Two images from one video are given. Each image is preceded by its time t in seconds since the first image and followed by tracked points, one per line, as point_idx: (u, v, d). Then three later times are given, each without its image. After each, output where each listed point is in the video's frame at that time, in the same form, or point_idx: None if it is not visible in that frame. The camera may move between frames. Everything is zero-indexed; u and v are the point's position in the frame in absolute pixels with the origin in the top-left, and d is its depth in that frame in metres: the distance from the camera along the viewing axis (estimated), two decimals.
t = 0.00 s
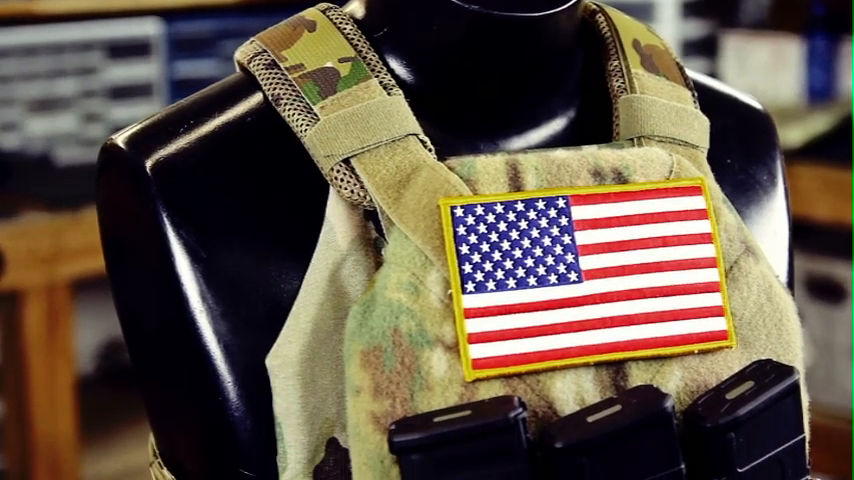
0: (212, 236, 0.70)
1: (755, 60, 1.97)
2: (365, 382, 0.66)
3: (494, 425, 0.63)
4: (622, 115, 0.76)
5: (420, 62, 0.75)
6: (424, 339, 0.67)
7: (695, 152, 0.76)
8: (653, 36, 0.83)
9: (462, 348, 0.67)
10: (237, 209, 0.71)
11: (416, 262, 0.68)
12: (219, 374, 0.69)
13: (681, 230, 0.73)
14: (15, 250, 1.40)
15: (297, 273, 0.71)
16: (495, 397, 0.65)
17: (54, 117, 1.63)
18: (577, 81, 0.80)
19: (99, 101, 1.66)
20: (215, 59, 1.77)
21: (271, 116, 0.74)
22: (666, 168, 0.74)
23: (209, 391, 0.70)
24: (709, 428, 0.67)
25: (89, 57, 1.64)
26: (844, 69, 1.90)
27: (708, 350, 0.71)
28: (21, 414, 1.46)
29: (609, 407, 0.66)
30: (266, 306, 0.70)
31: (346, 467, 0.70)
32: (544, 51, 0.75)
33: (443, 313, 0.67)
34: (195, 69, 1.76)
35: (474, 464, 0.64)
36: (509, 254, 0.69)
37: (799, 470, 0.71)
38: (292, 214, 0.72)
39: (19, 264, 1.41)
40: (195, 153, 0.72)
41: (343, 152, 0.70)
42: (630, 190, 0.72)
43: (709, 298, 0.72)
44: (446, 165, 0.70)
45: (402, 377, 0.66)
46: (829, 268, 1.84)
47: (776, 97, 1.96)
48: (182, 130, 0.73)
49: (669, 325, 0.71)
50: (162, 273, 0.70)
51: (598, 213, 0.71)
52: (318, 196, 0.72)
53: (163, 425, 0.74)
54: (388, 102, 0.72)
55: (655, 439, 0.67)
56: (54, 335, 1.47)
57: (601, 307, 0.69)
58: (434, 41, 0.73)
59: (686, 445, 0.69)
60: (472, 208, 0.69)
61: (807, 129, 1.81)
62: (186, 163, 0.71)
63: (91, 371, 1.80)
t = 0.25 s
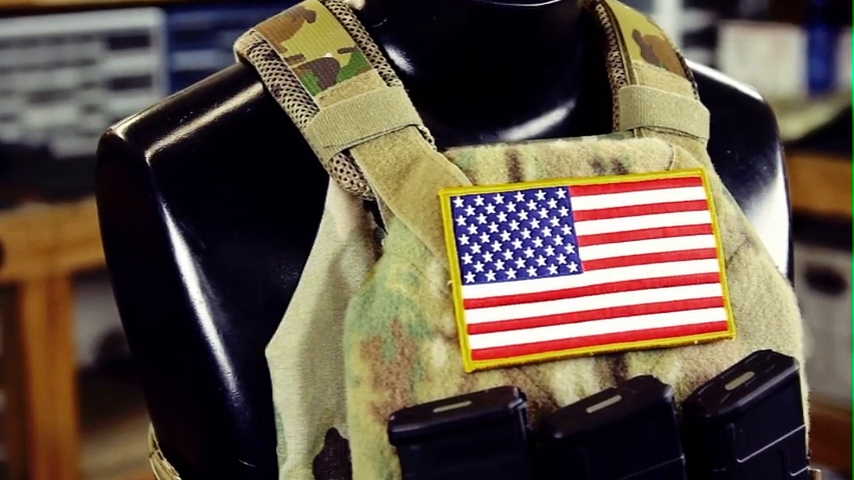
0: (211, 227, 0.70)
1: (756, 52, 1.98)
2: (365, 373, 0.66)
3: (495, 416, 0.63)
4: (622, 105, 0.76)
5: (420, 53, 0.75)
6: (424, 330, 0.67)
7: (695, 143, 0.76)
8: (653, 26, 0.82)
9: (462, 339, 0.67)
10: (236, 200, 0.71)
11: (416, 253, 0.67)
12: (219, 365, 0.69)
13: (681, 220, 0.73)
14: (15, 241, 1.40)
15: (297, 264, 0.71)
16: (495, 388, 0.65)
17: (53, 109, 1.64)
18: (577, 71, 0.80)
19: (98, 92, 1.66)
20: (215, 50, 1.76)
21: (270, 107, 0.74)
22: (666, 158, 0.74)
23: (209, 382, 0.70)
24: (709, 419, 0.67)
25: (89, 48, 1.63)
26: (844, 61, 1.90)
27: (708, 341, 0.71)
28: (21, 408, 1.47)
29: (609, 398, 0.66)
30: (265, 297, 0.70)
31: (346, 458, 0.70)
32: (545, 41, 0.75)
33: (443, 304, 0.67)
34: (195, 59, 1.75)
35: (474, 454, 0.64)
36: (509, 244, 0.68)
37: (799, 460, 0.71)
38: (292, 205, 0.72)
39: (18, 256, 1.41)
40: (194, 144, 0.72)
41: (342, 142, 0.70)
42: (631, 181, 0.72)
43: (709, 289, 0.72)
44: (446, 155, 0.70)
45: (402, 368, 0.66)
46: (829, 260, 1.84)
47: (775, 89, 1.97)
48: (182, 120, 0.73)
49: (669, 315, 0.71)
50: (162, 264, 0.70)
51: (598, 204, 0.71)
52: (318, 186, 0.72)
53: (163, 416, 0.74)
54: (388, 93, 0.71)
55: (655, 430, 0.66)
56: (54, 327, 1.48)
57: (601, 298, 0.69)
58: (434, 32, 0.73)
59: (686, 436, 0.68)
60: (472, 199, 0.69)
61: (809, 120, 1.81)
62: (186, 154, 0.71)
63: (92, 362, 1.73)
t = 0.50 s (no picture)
0: (211, 218, 0.70)
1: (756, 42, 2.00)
2: (364, 364, 0.66)
3: (494, 406, 0.63)
4: (621, 96, 0.77)
5: (420, 44, 0.74)
6: (423, 321, 0.67)
7: (695, 134, 0.76)
8: (653, 17, 0.82)
9: (461, 330, 0.67)
10: (235, 191, 0.71)
11: (415, 244, 0.67)
12: (218, 356, 0.69)
13: (682, 212, 0.73)
14: (16, 234, 1.42)
15: (296, 255, 0.71)
16: (495, 379, 0.65)
17: (54, 99, 1.76)
18: (577, 63, 0.80)
19: (98, 83, 1.78)
20: (213, 42, 1.84)
21: (270, 97, 0.74)
22: (666, 149, 0.74)
23: (209, 373, 0.70)
24: (709, 410, 0.67)
25: (87, 40, 1.76)
26: (844, 53, 1.91)
27: (708, 332, 0.71)
28: (22, 399, 1.49)
29: (606, 390, 0.66)
30: (264, 288, 0.70)
31: (346, 449, 0.70)
32: (544, 32, 0.75)
33: (442, 295, 0.67)
34: (189, 51, 1.83)
35: (473, 445, 0.64)
36: (509, 236, 0.68)
37: (799, 451, 0.72)
38: (291, 197, 0.72)
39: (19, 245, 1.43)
40: (194, 135, 0.72)
41: (342, 134, 0.70)
42: (630, 172, 0.72)
43: (709, 280, 0.72)
44: (446, 146, 0.70)
45: (402, 359, 0.66)
46: (829, 251, 1.85)
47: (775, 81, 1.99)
48: (181, 111, 0.73)
49: (669, 307, 0.71)
50: (162, 255, 0.70)
51: (598, 195, 0.71)
52: (318, 177, 0.72)
53: (162, 407, 0.74)
54: (387, 84, 0.71)
55: (655, 421, 0.66)
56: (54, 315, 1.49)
57: (601, 289, 0.69)
58: (433, 23, 0.73)
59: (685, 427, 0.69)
60: (472, 190, 0.69)
61: (809, 112, 1.79)
62: (185, 145, 0.71)
63: (92, 354, 1.79)
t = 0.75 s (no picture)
0: (210, 210, 0.70)
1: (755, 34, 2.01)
2: (364, 355, 0.66)
3: (494, 397, 0.63)
4: (621, 87, 0.77)
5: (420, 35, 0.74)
6: (422, 312, 0.67)
7: (695, 126, 0.76)
8: (653, 9, 0.82)
9: (461, 321, 0.67)
10: (235, 183, 0.71)
11: (415, 236, 0.67)
12: (218, 347, 0.69)
13: (682, 203, 0.73)
14: (15, 225, 1.44)
15: (296, 247, 0.71)
16: (495, 370, 0.65)
17: (53, 90, 1.79)
18: (577, 54, 0.80)
19: (97, 75, 1.82)
20: (212, 34, 1.88)
21: (270, 89, 0.74)
22: (666, 140, 0.74)
23: (208, 365, 0.70)
24: (708, 401, 0.67)
25: (86, 32, 1.79)
26: (843, 45, 1.93)
27: (708, 323, 0.71)
28: (22, 390, 1.50)
29: (606, 381, 0.66)
30: (264, 279, 0.70)
31: (345, 440, 0.70)
32: (545, 23, 0.75)
33: (442, 286, 0.67)
34: (189, 44, 1.87)
35: (473, 437, 0.64)
36: (509, 227, 0.68)
37: (798, 442, 0.72)
38: (291, 188, 0.72)
39: (19, 237, 1.45)
40: (193, 126, 0.72)
41: (341, 125, 0.70)
42: (630, 163, 0.72)
43: (709, 272, 0.72)
44: (445, 137, 0.70)
45: (402, 351, 0.66)
46: (829, 243, 1.85)
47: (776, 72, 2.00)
48: (180, 103, 0.73)
49: (669, 298, 0.71)
50: (161, 246, 0.70)
51: (598, 187, 0.71)
52: (317, 169, 0.72)
53: (162, 398, 0.74)
54: (387, 75, 0.71)
55: (654, 412, 0.66)
56: (53, 307, 1.51)
57: (601, 280, 0.69)
58: (432, 15, 0.73)
59: (684, 418, 0.69)
60: (472, 181, 0.68)
61: (809, 104, 1.79)
62: (184, 137, 0.71)
63: (91, 347, 1.83)
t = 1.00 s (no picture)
0: (210, 202, 0.69)
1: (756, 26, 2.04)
2: (363, 347, 0.66)
3: (494, 389, 0.63)
4: (621, 79, 0.77)
5: (419, 27, 0.74)
6: (422, 304, 0.67)
7: (695, 118, 0.76)
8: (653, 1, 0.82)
9: (460, 312, 0.67)
10: (235, 175, 0.71)
11: (414, 228, 0.67)
12: (218, 339, 0.69)
13: (682, 195, 0.73)
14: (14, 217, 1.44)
15: (295, 239, 0.70)
16: (494, 362, 0.65)
17: (52, 83, 1.79)
18: (577, 46, 0.80)
19: (96, 68, 1.82)
20: (212, 25, 1.90)
21: (269, 81, 0.74)
22: (666, 132, 0.74)
23: (208, 357, 0.70)
24: (708, 393, 0.67)
25: (85, 24, 1.79)
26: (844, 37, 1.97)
27: (707, 315, 0.71)
28: (22, 383, 1.50)
29: (605, 373, 0.66)
30: (264, 271, 0.70)
31: (345, 432, 0.70)
32: (545, 14, 0.75)
33: (442, 279, 0.67)
34: (188, 36, 1.88)
35: (473, 429, 0.64)
36: (509, 219, 0.68)
37: (798, 434, 0.72)
38: (290, 180, 0.71)
39: (18, 229, 1.45)
40: (192, 119, 0.72)
41: (341, 117, 0.70)
42: (630, 155, 0.72)
43: (708, 264, 0.72)
44: (445, 129, 0.70)
45: (401, 343, 0.66)
46: (829, 236, 1.85)
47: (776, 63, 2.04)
48: (179, 95, 0.73)
49: (668, 290, 0.71)
50: (161, 239, 0.70)
51: (597, 179, 0.71)
52: (317, 161, 0.72)
53: (162, 390, 0.74)
54: (386, 67, 0.71)
55: (654, 404, 0.66)
56: (54, 301, 1.51)
57: (600, 272, 0.69)
58: (432, 7, 0.73)
59: (684, 410, 0.69)
60: (472, 173, 0.68)
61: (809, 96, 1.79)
62: (183, 129, 0.71)
63: (91, 339, 1.84)
